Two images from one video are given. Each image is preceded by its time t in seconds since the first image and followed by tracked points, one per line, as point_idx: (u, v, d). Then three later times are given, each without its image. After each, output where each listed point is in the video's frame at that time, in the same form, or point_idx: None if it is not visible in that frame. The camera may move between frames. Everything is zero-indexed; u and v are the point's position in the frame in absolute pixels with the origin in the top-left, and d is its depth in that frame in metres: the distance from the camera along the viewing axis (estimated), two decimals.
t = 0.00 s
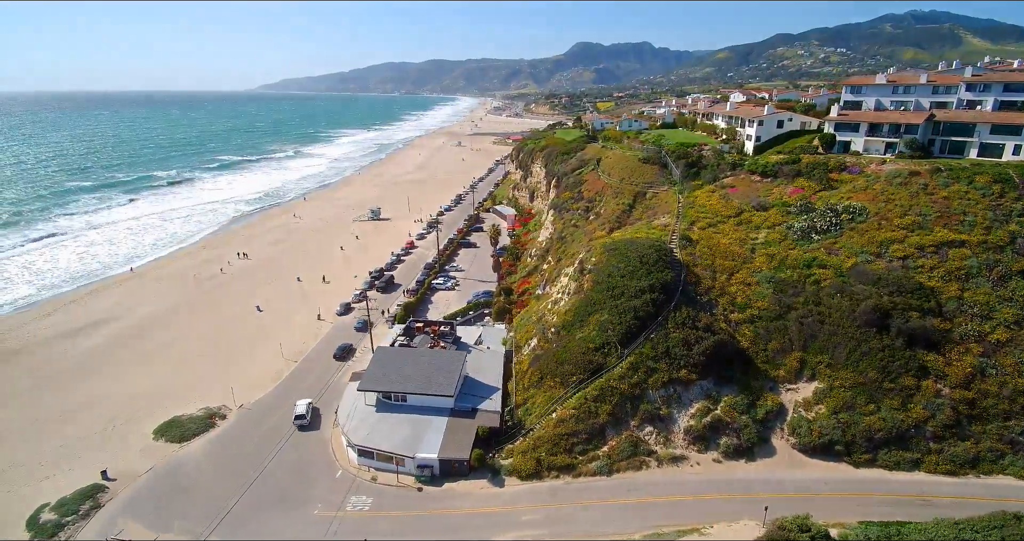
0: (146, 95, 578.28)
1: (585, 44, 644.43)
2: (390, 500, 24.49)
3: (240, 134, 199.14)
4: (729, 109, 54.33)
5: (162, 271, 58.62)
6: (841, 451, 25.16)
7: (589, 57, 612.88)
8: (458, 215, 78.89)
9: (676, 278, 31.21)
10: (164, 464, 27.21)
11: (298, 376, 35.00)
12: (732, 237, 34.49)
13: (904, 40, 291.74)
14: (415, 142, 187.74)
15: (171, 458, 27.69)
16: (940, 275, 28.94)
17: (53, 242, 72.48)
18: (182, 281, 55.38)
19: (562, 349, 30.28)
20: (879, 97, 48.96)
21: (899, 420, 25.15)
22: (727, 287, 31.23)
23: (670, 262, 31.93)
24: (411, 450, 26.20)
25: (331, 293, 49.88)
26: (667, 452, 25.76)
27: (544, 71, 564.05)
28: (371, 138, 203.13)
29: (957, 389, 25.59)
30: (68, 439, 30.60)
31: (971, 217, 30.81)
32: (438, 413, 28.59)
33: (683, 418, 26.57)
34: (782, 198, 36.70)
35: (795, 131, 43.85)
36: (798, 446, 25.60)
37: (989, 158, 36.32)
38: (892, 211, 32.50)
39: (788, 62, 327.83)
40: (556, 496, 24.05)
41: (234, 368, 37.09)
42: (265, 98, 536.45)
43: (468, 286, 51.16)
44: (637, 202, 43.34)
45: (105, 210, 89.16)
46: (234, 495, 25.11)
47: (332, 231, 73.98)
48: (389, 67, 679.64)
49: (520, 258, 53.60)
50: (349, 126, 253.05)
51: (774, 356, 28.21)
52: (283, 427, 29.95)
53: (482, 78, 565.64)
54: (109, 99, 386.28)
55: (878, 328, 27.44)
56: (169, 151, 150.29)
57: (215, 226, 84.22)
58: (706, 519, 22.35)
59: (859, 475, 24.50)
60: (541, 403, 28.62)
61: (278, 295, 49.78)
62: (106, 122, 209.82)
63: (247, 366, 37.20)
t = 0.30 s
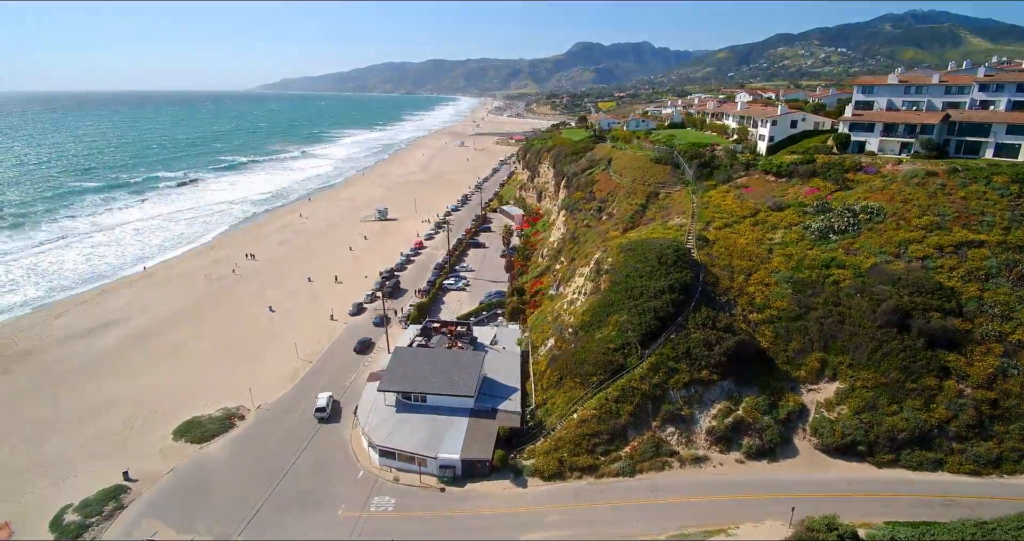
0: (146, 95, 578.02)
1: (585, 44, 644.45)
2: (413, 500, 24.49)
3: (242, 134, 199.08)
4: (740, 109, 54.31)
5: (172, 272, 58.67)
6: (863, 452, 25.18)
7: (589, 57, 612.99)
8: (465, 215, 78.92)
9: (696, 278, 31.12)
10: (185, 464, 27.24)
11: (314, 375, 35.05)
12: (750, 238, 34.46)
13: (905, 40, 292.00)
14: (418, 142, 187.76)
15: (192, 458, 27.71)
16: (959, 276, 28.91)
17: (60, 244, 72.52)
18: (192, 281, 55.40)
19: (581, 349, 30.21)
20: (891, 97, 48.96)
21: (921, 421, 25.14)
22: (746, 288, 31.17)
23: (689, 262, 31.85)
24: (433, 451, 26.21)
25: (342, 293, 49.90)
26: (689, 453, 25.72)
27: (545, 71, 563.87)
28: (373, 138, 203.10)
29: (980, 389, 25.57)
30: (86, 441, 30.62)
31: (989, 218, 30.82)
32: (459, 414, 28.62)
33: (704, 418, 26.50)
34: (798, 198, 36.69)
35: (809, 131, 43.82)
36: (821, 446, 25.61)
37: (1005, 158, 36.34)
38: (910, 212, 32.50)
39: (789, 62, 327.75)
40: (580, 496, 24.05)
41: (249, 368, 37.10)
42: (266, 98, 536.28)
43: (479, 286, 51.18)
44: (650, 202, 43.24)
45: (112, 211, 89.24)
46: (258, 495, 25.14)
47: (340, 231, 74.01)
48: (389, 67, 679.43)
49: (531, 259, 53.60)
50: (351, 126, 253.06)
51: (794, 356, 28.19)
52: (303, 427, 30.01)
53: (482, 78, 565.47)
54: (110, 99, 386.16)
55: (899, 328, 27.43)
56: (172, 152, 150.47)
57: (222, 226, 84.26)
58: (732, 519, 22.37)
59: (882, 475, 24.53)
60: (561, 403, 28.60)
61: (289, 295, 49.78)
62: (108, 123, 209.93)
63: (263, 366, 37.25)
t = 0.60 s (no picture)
0: (146, 95, 578.10)
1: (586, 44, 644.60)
2: (441, 500, 24.53)
3: (244, 134, 198.96)
4: (753, 109, 54.35)
5: (183, 272, 58.67)
6: (890, 453, 25.22)
7: (590, 57, 613.04)
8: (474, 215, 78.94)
9: (719, 279, 31.06)
10: (211, 463, 27.27)
11: (333, 376, 35.12)
12: (770, 238, 34.44)
13: (906, 40, 292.24)
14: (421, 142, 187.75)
15: (216, 458, 27.72)
16: (982, 277, 28.85)
17: (69, 244, 72.49)
18: (205, 282, 55.41)
19: (603, 350, 30.19)
20: (905, 97, 48.99)
21: (948, 421, 25.15)
22: (768, 288, 31.15)
23: (711, 263, 31.78)
24: (459, 451, 26.23)
25: (356, 293, 49.91)
26: (716, 454, 25.72)
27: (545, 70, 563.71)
28: (376, 138, 203.10)
29: (1006, 390, 25.56)
30: (109, 441, 30.54)
31: (1011, 218, 30.82)
32: (483, 414, 28.65)
33: (730, 419, 26.47)
34: (817, 199, 36.71)
35: (825, 131, 43.83)
36: (848, 447, 25.61)
37: None
38: (931, 212, 32.55)
39: (791, 62, 327.83)
40: (608, 497, 24.06)
41: (268, 369, 37.13)
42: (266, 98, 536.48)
43: (493, 286, 51.20)
44: (666, 202, 43.20)
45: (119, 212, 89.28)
46: (285, 495, 25.19)
47: (350, 231, 74.02)
48: (389, 67, 679.12)
49: (543, 259, 53.64)
50: (353, 126, 252.93)
51: (819, 357, 28.20)
52: (326, 427, 30.08)
53: (483, 78, 565.23)
54: (109, 99, 385.31)
55: (924, 329, 27.42)
56: (176, 152, 150.51)
57: (229, 226, 84.29)
58: (762, 519, 22.41)
59: (909, 476, 24.56)
60: (585, 404, 28.60)
61: (303, 295, 49.79)
62: (110, 123, 210.11)
63: (282, 366, 37.28)
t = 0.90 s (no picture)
0: (146, 95, 577.67)
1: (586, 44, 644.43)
2: (465, 501, 24.55)
3: (247, 134, 198.80)
4: (764, 109, 54.36)
5: (193, 273, 58.67)
6: (914, 453, 25.25)
7: (590, 57, 613.20)
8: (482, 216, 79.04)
9: (738, 279, 31.07)
10: (232, 464, 27.34)
11: (350, 377, 35.27)
12: (787, 238, 34.43)
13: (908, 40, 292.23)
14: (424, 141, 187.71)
15: (238, 459, 27.80)
16: (1003, 277, 28.64)
17: (78, 245, 72.56)
18: (215, 282, 55.43)
19: (623, 350, 30.19)
20: (917, 98, 49.05)
21: (972, 422, 25.15)
22: (787, 288, 31.11)
23: (730, 263, 31.77)
24: (482, 452, 26.25)
25: (369, 295, 49.98)
26: (739, 455, 25.73)
27: (546, 70, 563.46)
28: (379, 138, 203.00)
29: None
30: (129, 443, 30.60)
31: None
32: (504, 415, 28.67)
33: (753, 420, 26.49)
34: (833, 199, 36.75)
35: (839, 131, 43.84)
36: (871, 448, 25.64)
37: None
38: (949, 213, 32.57)
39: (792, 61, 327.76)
40: (632, 497, 24.06)
41: (284, 371, 37.19)
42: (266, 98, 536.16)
43: (504, 286, 51.21)
44: (679, 203, 43.19)
45: (125, 213, 89.34)
46: (308, 495, 25.26)
47: (358, 232, 74.07)
48: (389, 67, 678.86)
49: (555, 259, 53.71)
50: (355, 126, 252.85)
51: (840, 358, 28.20)
52: (346, 428, 30.20)
53: (483, 78, 565.03)
54: (109, 99, 385.11)
55: (945, 329, 27.41)
56: (179, 152, 150.55)
57: (236, 227, 84.32)
58: (789, 520, 22.44)
59: (933, 477, 24.60)
60: (606, 405, 28.62)
61: (315, 297, 49.84)
62: (112, 123, 210.12)
63: (298, 368, 37.36)
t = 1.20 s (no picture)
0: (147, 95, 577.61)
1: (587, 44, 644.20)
2: (494, 501, 24.58)
3: (249, 134, 198.62)
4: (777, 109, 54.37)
5: (204, 273, 58.69)
6: (941, 454, 25.28)
7: (590, 57, 612.86)
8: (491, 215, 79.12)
9: (761, 280, 31.09)
10: (258, 464, 27.39)
11: (369, 378, 35.40)
12: (807, 238, 34.45)
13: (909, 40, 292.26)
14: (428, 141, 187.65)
15: (264, 459, 27.86)
16: None
17: (87, 246, 72.58)
18: (228, 282, 55.45)
19: (646, 351, 30.20)
20: (931, 98, 49.14)
21: (999, 423, 25.09)
22: (810, 289, 31.09)
23: (753, 264, 31.76)
24: (508, 452, 26.26)
25: (383, 296, 50.07)
26: (766, 455, 25.75)
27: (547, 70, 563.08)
28: (382, 137, 202.95)
29: None
30: (152, 444, 30.70)
31: None
32: (528, 415, 28.69)
33: (778, 421, 26.50)
34: (851, 200, 36.80)
35: (855, 132, 43.89)
36: (897, 448, 25.67)
37: None
38: (969, 213, 32.61)
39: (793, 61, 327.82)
40: (660, 498, 24.08)
41: (304, 372, 37.31)
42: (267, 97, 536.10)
43: (518, 286, 51.25)
44: (695, 203, 43.15)
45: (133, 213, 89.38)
46: (336, 495, 25.30)
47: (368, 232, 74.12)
48: (389, 66, 678.46)
49: (568, 260, 53.74)
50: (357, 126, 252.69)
51: (865, 359, 28.21)
52: (369, 428, 30.30)
53: (484, 77, 564.69)
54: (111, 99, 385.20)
55: (970, 330, 27.34)
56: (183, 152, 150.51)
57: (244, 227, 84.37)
58: (820, 521, 22.48)
59: (961, 477, 24.61)
60: (630, 406, 28.63)
61: (329, 298, 49.94)
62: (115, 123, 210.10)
63: (317, 370, 37.46)
